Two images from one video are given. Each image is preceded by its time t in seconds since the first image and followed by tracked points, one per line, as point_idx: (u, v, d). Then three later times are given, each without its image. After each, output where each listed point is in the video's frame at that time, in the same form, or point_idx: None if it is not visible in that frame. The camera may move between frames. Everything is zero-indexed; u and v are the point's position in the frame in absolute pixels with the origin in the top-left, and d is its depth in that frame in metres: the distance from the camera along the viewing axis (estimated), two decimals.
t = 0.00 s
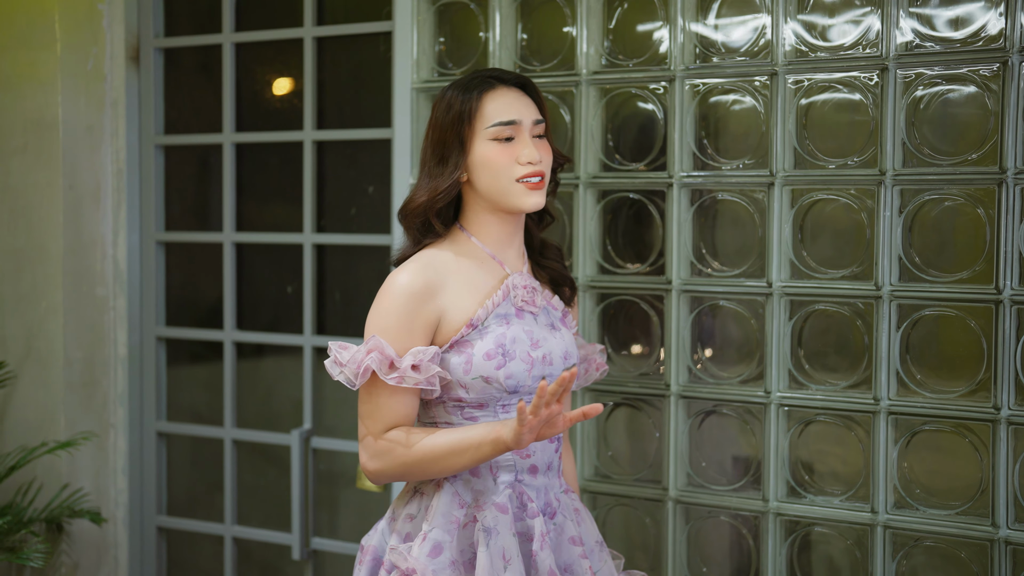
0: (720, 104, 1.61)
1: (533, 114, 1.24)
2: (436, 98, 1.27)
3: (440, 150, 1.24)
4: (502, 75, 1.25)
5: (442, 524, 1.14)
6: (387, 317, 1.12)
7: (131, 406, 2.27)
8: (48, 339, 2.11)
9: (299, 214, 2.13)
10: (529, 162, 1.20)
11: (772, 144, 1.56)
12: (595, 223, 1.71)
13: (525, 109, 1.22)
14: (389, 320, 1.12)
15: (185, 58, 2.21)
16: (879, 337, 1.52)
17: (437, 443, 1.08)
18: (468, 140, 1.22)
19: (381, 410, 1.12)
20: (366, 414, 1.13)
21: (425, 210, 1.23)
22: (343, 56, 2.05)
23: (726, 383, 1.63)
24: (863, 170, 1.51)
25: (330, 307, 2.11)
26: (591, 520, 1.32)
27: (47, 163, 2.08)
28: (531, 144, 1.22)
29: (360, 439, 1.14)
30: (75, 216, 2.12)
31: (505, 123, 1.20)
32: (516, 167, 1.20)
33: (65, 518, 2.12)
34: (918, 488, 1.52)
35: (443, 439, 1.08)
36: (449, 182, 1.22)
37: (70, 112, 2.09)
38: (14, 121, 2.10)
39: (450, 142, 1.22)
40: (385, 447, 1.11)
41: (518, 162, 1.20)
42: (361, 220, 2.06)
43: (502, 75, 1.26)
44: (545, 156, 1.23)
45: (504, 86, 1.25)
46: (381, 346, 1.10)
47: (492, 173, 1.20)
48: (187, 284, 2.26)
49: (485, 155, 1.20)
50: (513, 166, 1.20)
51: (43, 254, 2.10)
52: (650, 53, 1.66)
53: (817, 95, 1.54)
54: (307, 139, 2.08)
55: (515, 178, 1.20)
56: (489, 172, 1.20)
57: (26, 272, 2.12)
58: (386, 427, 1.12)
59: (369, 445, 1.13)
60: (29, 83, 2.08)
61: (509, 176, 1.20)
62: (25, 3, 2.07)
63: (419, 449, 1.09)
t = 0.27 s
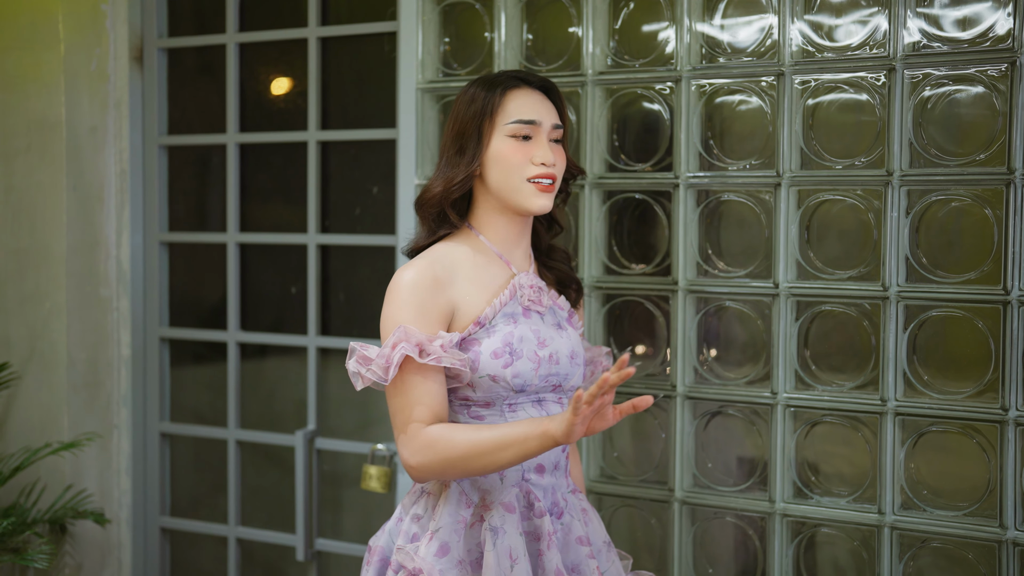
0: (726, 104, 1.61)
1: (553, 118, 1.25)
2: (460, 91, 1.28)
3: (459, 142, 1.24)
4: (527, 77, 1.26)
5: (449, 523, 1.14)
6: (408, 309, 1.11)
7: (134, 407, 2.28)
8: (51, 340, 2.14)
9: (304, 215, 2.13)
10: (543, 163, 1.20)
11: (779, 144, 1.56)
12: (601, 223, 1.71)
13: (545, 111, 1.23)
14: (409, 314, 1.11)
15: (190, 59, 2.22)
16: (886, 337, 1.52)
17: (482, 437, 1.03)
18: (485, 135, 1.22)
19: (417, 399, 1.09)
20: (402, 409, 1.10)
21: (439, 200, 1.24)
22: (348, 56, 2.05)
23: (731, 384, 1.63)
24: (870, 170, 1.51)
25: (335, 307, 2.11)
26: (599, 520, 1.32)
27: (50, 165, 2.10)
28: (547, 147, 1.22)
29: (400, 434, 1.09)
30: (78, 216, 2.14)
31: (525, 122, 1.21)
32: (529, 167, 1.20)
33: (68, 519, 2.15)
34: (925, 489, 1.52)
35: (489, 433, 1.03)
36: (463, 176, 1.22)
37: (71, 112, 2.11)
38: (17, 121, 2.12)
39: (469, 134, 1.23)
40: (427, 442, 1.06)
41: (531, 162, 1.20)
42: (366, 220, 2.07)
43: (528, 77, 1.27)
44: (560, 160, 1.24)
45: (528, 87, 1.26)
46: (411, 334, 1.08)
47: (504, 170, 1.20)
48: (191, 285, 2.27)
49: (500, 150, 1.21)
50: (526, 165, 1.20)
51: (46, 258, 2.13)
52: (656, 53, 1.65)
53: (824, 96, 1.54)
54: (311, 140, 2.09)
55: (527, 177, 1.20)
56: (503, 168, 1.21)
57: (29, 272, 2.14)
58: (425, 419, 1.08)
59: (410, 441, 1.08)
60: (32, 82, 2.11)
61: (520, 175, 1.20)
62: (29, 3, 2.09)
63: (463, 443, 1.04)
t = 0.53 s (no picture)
0: (726, 104, 1.61)
1: (551, 120, 1.24)
2: (459, 89, 1.27)
3: (456, 140, 1.24)
4: (526, 78, 1.26)
5: (448, 524, 1.14)
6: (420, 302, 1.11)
7: (131, 408, 2.27)
8: (48, 339, 2.13)
9: (301, 215, 2.13)
10: (539, 164, 1.20)
11: (779, 144, 1.56)
12: (600, 224, 1.71)
13: (543, 111, 1.23)
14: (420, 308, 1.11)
15: (187, 58, 2.21)
16: (886, 338, 1.52)
17: (524, 416, 1.00)
18: (482, 134, 1.22)
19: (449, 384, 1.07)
20: (433, 399, 1.07)
21: (435, 198, 1.24)
22: (346, 56, 2.05)
23: (731, 384, 1.63)
24: (870, 171, 1.51)
25: (332, 308, 2.11)
26: (598, 520, 1.32)
27: (46, 166, 2.10)
28: (544, 148, 1.22)
29: (437, 423, 1.06)
30: (74, 217, 2.14)
31: (523, 122, 1.20)
32: (526, 167, 1.20)
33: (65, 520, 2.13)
34: (925, 490, 1.52)
35: (531, 412, 1.00)
36: (459, 175, 1.22)
37: (68, 112, 2.11)
38: (14, 121, 2.12)
39: (467, 134, 1.23)
40: (467, 427, 1.02)
41: (528, 163, 1.20)
42: (364, 221, 2.06)
43: (526, 78, 1.26)
44: (557, 162, 1.24)
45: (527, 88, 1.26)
46: (436, 317, 1.09)
47: (500, 170, 1.20)
48: (188, 285, 2.26)
49: (496, 150, 1.21)
50: (523, 166, 1.20)
51: (42, 258, 2.12)
52: (655, 53, 1.65)
53: (823, 96, 1.54)
54: (309, 140, 2.09)
55: (524, 178, 1.20)
56: (499, 169, 1.20)
57: (26, 272, 2.14)
58: (459, 403, 1.05)
59: (447, 427, 1.04)
60: (29, 82, 2.10)
61: (517, 175, 1.20)
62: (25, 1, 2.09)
63: (505, 424, 1.00)
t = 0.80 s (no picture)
0: (720, 105, 1.61)
1: (530, 114, 1.24)
2: (436, 91, 1.27)
3: (436, 142, 1.23)
4: (502, 74, 1.25)
5: (442, 526, 1.13)
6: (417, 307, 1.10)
7: (122, 409, 2.24)
8: (38, 342, 2.15)
9: (294, 216, 2.12)
10: (523, 158, 1.19)
11: (774, 145, 1.56)
12: (594, 225, 1.71)
13: (521, 107, 1.22)
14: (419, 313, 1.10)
15: (179, 58, 2.20)
16: (881, 339, 1.52)
17: (540, 392, 0.98)
18: (463, 134, 1.21)
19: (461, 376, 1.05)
20: (447, 393, 1.05)
21: (420, 203, 1.23)
22: (339, 56, 2.04)
23: (725, 385, 1.63)
24: (865, 172, 1.51)
25: (325, 309, 2.10)
26: (594, 519, 1.32)
27: (38, 165, 2.10)
28: (526, 142, 1.21)
29: (456, 416, 1.03)
30: (64, 216, 2.14)
31: (502, 118, 1.20)
32: (510, 163, 1.19)
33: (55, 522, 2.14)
34: (920, 490, 1.52)
35: (546, 387, 0.98)
36: (443, 176, 1.22)
37: (60, 111, 2.11)
38: (6, 121, 2.11)
39: (447, 135, 1.22)
40: (486, 414, 1.00)
41: (512, 158, 1.19)
42: (357, 221, 2.06)
43: (503, 74, 1.26)
44: (540, 155, 1.23)
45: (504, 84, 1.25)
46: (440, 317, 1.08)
47: (484, 167, 1.20)
48: (179, 286, 2.25)
49: (479, 148, 1.20)
50: (507, 161, 1.19)
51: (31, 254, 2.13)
52: (650, 53, 1.65)
53: (818, 97, 1.54)
54: (302, 140, 2.08)
55: (508, 174, 1.19)
56: (482, 167, 1.20)
57: (17, 272, 2.14)
58: (474, 393, 1.02)
59: (467, 418, 1.02)
60: (21, 82, 2.10)
61: (501, 171, 1.19)
62: None
63: (523, 406, 0.98)
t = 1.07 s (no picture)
0: (712, 107, 1.61)
1: (506, 110, 1.23)
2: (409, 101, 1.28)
3: (415, 149, 1.23)
4: (474, 74, 1.25)
5: (436, 530, 1.13)
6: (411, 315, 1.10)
7: (111, 411, 2.22)
8: (26, 343, 2.13)
9: (284, 217, 2.11)
10: (502, 154, 1.19)
11: (766, 148, 1.56)
12: (586, 228, 1.71)
13: (494, 103, 1.22)
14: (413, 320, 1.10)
15: (168, 58, 2.18)
16: (873, 341, 1.52)
17: (544, 389, 0.97)
18: (440, 137, 1.21)
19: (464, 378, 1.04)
20: (454, 398, 1.04)
21: (403, 210, 1.22)
22: (330, 57, 2.03)
23: (717, 387, 1.63)
24: (858, 174, 1.51)
25: (316, 311, 2.09)
26: (587, 521, 1.31)
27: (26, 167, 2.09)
28: (504, 138, 1.21)
29: (467, 421, 1.02)
30: (53, 218, 2.12)
31: (477, 117, 1.19)
32: (490, 161, 1.18)
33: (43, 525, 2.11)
34: (912, 492, 1.52)
35: (551, 384, 0.97)
36: (424, 181, 1.21)
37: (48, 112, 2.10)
38: None
39: (424, 140, 1.22)
40: (496, 416, 0.99)
41: (491, 155, 1.19)
42: (348, 223, 2.05)
43: (474, 74, 1.26)
44: (520, 151, 1.22)
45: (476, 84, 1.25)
46: (436, 321, 1.08)
47: (464, 168, 1.19)
48: (168, 288, 2.23)
49: (457, 149, 1.20)
50: (486, 160, 1.19)
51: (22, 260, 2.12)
52: (643, 55, 1.65)
53: (811, 98, 1.54)
54: (292, 141, 2.07)
55: (488, 172, 1.18)
56: (462, 168, 1.19)
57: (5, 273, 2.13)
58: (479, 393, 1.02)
59: (475, 418, 1.01)
60: (10, 82, 2.08)
61: (482, 170, 1.18)
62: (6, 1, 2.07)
63: (527, 401, 0.97)
